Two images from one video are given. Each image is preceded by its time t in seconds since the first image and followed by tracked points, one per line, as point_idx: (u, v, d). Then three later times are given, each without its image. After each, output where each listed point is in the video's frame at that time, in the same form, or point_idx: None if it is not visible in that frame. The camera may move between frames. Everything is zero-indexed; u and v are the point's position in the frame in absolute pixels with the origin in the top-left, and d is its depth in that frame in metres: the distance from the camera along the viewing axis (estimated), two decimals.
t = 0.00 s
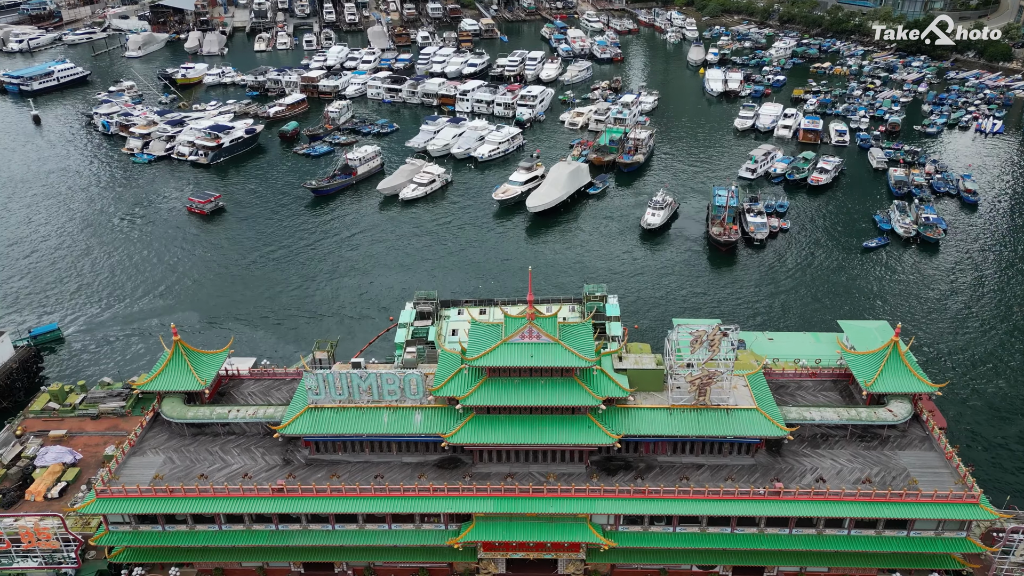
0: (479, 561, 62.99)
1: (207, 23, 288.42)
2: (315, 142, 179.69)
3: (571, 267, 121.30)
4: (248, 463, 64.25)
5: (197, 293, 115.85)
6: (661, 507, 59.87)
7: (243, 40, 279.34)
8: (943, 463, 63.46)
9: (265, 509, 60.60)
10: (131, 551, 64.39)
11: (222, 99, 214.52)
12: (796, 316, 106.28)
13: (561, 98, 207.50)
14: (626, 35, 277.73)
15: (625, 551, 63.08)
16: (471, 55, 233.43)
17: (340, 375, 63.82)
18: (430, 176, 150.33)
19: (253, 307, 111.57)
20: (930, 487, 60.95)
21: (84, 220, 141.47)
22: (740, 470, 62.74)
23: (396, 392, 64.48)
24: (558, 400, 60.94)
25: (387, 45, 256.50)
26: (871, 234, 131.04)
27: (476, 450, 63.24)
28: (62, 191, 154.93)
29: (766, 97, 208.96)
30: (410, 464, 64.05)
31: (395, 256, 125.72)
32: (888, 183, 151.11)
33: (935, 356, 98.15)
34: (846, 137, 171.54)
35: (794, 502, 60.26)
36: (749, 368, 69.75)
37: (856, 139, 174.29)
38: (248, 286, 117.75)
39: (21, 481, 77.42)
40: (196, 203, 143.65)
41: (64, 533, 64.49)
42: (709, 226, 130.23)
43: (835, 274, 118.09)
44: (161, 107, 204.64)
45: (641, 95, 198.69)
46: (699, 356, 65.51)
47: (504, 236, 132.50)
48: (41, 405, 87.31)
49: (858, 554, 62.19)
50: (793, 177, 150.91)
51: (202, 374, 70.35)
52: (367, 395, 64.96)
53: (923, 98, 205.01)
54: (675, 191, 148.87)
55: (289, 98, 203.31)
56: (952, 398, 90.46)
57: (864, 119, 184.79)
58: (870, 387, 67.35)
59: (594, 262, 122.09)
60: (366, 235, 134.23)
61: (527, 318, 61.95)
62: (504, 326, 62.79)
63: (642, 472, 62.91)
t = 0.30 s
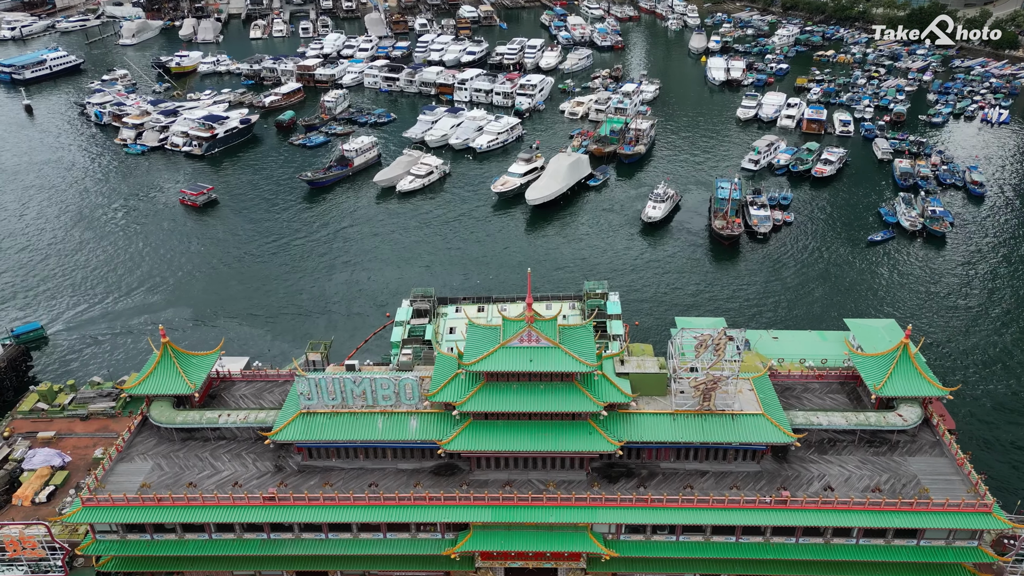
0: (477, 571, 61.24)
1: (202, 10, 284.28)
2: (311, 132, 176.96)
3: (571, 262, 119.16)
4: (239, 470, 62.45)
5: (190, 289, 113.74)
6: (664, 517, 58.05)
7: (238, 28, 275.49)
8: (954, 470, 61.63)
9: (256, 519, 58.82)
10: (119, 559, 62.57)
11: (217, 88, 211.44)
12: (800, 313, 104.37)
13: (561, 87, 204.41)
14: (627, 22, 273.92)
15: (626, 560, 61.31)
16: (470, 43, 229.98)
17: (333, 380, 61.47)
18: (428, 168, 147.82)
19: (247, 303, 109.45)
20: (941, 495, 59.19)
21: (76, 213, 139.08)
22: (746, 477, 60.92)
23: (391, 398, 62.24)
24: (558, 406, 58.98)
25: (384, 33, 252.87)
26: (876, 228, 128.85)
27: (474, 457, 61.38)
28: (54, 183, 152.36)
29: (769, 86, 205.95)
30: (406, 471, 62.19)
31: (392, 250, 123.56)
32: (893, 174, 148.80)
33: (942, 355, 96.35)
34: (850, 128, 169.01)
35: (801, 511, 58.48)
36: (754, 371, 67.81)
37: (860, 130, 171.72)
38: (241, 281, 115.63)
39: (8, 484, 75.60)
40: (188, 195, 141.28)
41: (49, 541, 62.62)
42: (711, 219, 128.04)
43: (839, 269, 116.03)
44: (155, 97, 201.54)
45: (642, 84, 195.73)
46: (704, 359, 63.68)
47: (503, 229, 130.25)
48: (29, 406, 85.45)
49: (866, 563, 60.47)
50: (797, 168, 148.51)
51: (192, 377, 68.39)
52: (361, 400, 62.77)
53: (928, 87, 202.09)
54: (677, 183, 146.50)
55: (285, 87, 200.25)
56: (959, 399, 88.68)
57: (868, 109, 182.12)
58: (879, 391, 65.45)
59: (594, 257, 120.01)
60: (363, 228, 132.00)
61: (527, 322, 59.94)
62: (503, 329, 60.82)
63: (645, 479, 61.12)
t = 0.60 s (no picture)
0: None
1: None
2: (307, 123, 174.19)
3: (571, 256, 117.06)
4: (229, 478, 60.59)
5: (182, 284, 111.60)
6: (668, 528, 56.18)
7: (234, 15, 271.37)
8: (966, 478, 59.78)
9: (246, 530, 56.96)
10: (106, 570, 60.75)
11: (211, 76, 208.22)
12: (804, 310, 102.35)
13: (561, 76, 201.28)
14: (628, 9, 269.94)
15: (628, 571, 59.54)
16: (468, 30, 226.45)
17: (326, 386, 59.67)
18: (425, 159, 145.28)
19: (241, 300, 107.36)
20: (953, 505, 57.34)
21: (67, 206, 136.63)
22: (752, 486, 59.04)
23: (386, 404, 60.39)
24: (558, 413, 57.05)
25: (381, 20, 249.14)
26: (882, 221, 126.55)
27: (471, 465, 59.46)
28: (45, 175, 149.76)
29: (772, 74, 202.75)
30: (401, 479, 60.32)
31: (389, 244, 121.34)
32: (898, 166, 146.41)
33: (950, 353, 94.49)
34: (855, 118, 166.39)
35: (809, 521, 56.61)
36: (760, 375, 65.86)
37: (865, 120, 169.04)
38: (235, 276, 113.49)
39: None
40: (181, 187, 138.93)
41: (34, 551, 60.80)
42: (714, 213, 125.81)
43: (844, 264, 113.95)
44: (148, 86, 198.55)
45: (644, 73, 192.75)
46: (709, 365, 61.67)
47: (502, 223, 128.03)
48: (17, 407, 83.57)
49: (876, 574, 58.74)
50: (801, 160, 146.18)
51: (181, 382, 66.39)
52: (355, 406, 60.94)
53: (934, 76, 199.03)
54: (679, 175, 144.11)
55: (280, 76, 197.10)
56: (968, 399, 86.88)
57: (873, 98, 179.30)
58: (889, 395, 63.52)
59: (595, 251, 117.87)
60: (359, 221, 129.68)
61: (525, 326, 57.96)
62: (501, 334, 58.80)
63: (647, 488, 59.25)
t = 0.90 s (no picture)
0: None
1: None
2: (302, 113, 171.35)
3: (571, 251, 114.81)
4: (219, 489, 58.67)
5: (175, 281, 109.43)
6: (671, 541, 54.32)
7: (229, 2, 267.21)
8: (979, 488, 57.92)
9: (236, 542, 55.13)
10: None
11: (206, 65, 204.98)
12: (810, 308, 100.27)
13: (561, 64, 198.00)
14: None
15: None
16: (467, 18, 222.82)
17: (317, 394, 57.52)
18: (423, 151, 142.68)
19: (235, 297, 105.28)
20: (966, 517, 55.49)
21: (57, 199, 134.18)
22: (758, 497, 57.15)
23: (380, 412, 58.31)
24: (558, 423, 55.02)
25: (379, 7, 245.19)
26: (888, 215, 124.30)
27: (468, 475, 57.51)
28: (35, 167, 147.21)
29: (776, 63, 199.44)
30: (396, 490, 58.37)
31: (386, 239, 119.07)
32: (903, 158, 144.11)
33: (958, 352, 92.53)
34: (860, 108, 163.65)
35: (818, 534, 54.74)
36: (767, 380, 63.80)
37: (870, 110, 166.25)
38: (229, 272, 111.27)
39: None
40: (172, 179, 136.47)
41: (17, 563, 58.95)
42: (717, 206, 123.61)
43: (850, 259, 111.80)
44: (142, 75, 195.45)
45: (645, 62, 189.64)
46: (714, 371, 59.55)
47: (501, 216, 125.70)
48: (3, 409, 81.61)
49: None
50: (805, 151, 143.78)
51: (169, 387, 64.33)
52: (348, 414, 58.90)
53: (940, 65, 195.83)
54: (681, 167, 141.61)
55: (275, 65, 193.87)
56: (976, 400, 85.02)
57: (878, 88, 176.37)
58: (899, 401, 61.63)
59: (595, 246, 115.68)
60: (355, 215, 127.33)
61: (524, 332, 55.81)
62: (499, 340, 56.69)
63: (650, 498, 57.36)
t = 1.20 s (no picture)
0: None
1: None
2: (298, 104, 168.51)
3: (572, 247, 112.52)
4: (208, 501, 56.80)
5: (167, 278, 107.31)
6: (676, 557, 52.38)
7: None
8: (994, 501, 56.01)
9: (225, 558, 53.30)
10: None
11: (200, 54, 201.75)
12: (815, 308, 98.19)
13: (561, 53, 194.74)
14: None
15: None
16: (466, 6, 219.17)
17: (309, 405, 55.39)
18: (420, 143, 140.12)
19: (228, 295, 103.20)
20: (980, 532, 53.62)
21: (47, 193, 131.74)
22: (766, 510, 55.26)
23: (373, 423, 56.22)
24: (559, 434, 53.00)
25: None
26: (894, 209, 121.87)
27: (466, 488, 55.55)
28: (26, 160, 144.62)
29: (779, 52, 196.21)
30: (391, 502, 56.47)
31: (383, 234, 116.83)
32: (909, 150, 141.67)
33: (966, 353, 90.57)
34: (865, 98, 160.90)
35: (827, 549, 52.87)
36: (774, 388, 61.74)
37: (876, 101, 163.49)
38: (222, 270, 109.04)
39: None
40: (163, 172, 134.05)
41: None
42: (720, 200, 121.43)
43: (855, 256, 109.61)
44: (135, 65, 192.26)
45: (646, 52, 186.50)
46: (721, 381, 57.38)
47: (500, 211, 123.39)
48: None
49: None
50: (810, 144, 141.23)
51: (157, 395, 62.46)
52: (341, 424, 56.85)
53: (946, 54, 192.66)
54: (683, 159, 139.11)
55: (271, 54, 190.63)
56: (986, 403, 83.12)
57: (884, 78, 173.47)
58: (911, 410, 59.50)
59: (596, 242, 113.46)
60: (351, 209, 125.00)
61: (523, 341, 53.68)
62: (497, 349, 54.61)
63: (654, 511, 55.45)
